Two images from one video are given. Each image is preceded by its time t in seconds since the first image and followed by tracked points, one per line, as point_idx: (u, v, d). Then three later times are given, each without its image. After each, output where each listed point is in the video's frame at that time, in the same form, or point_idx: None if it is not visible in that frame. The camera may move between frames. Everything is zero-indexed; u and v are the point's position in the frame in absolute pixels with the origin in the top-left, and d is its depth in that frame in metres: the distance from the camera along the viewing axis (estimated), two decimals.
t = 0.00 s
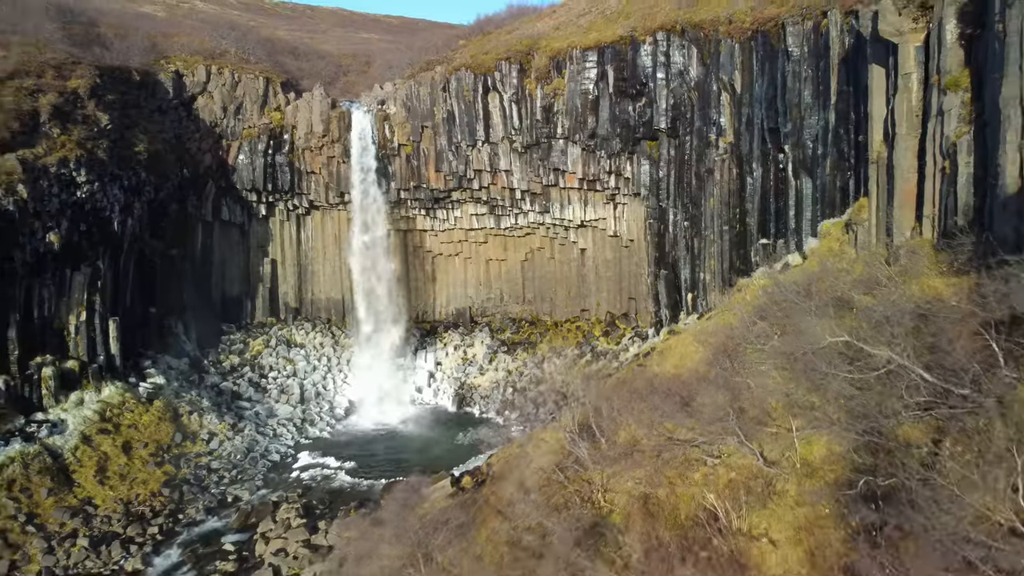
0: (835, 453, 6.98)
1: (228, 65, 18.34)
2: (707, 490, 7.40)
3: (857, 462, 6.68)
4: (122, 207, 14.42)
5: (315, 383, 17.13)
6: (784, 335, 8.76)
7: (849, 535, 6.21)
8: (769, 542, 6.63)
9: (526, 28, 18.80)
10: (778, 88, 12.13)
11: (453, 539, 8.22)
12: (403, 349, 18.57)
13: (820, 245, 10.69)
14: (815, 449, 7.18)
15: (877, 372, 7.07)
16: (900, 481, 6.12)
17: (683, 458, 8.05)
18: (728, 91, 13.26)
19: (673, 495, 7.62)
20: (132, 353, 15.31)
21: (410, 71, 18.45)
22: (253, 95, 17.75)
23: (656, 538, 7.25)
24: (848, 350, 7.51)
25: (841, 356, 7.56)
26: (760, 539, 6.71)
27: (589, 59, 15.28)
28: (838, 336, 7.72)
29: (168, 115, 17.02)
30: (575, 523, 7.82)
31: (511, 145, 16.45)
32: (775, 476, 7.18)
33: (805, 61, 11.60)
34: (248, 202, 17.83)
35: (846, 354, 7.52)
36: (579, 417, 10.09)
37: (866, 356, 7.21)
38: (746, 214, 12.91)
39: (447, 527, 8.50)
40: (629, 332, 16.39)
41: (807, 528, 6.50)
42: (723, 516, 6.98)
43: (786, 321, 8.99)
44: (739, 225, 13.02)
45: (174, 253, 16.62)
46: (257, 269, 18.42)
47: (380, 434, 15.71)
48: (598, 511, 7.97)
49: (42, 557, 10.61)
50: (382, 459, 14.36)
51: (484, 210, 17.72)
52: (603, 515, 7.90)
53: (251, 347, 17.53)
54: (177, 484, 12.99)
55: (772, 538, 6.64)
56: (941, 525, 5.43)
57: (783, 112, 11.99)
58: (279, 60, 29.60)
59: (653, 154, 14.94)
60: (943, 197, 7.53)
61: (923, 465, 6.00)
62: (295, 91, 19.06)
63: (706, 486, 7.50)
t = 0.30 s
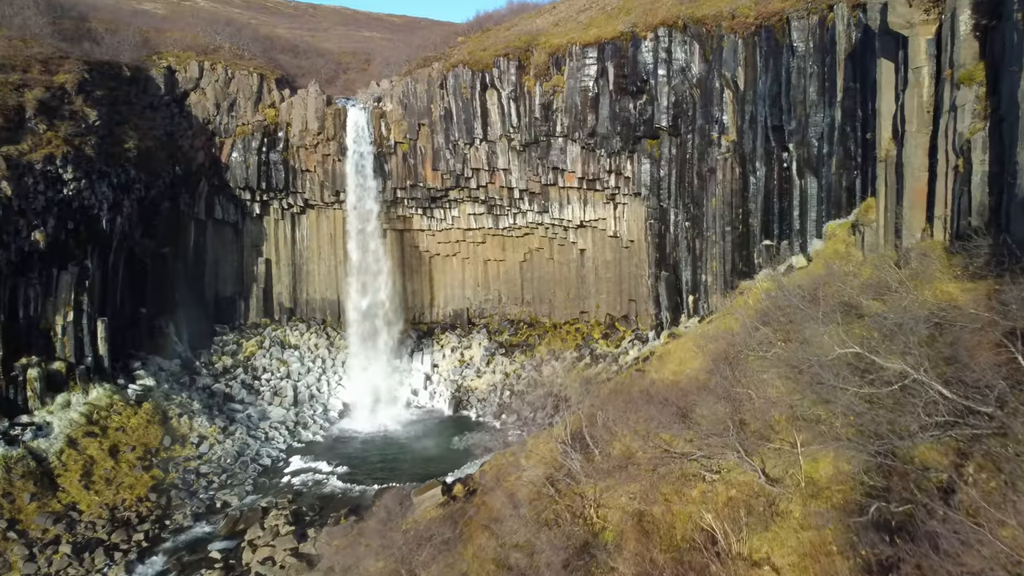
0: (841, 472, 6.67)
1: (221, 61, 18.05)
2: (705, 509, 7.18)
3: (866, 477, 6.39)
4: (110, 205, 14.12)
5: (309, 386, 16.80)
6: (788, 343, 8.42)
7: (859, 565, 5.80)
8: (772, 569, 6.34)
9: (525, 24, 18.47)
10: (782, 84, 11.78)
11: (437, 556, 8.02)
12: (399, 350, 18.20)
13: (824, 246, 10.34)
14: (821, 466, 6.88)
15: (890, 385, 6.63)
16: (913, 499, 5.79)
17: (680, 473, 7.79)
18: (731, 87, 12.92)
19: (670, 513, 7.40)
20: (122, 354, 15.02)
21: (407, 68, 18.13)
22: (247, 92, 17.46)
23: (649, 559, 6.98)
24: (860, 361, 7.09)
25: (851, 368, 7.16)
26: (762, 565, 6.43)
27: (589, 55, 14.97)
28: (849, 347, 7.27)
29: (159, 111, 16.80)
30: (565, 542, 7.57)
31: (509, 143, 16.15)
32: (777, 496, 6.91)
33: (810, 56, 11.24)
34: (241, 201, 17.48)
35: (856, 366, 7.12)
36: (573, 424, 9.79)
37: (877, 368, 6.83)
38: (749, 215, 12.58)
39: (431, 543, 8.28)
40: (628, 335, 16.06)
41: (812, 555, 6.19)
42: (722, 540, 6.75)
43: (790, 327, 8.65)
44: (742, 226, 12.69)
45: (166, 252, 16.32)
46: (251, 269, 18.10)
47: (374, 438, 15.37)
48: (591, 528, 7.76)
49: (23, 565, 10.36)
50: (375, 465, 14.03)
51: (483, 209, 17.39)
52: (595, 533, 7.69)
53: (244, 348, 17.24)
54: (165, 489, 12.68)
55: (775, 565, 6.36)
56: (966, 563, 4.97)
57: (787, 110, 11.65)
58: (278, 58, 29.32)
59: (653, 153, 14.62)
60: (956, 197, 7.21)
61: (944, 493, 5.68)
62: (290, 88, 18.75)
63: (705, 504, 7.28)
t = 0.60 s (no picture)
0: (854, 494, 6.28)
1: (216, 58, 17.79)
2: (707, 533, 6.88)
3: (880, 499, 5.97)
4: (102, 203, 13.83)
5: (305, 389, 16.51)
6: (796, 355, 8.07)
7: None
8: None
9: (527, 20, 18.14)
10: (789, 81, 11.43)
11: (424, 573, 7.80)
12: (397, 352, 17.88)
13: (833, 249, 10.00)
14: (833, 487, 6.51)
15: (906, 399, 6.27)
16: (931, 520, 5.44)
17: (680, 490, 7.47)
18: (736, 84, 12.56)
19: (670, 535, 7.10)
20: (114, 356, 14.75)
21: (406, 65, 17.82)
22: (242, 89, 17.18)
23: None
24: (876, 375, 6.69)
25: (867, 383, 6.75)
26: None
27: (591, 52, 14.67)
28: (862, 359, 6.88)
29: (153, 109, 16.57)
30: (561, 562, 7.35)
31: (509, 142, 15.82)
32: (785, 519, 6.54)
33: (819, 52, 10.88)
34: (237, 200, 17.17)
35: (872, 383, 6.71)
36: (572, 433, 9.47)
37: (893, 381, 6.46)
38: (754, 215, 12.26)
39: (419, 560, 7.99)
40: (630, 338, 15.74)
41: None
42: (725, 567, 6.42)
43: (798, 336, 8.31)
44: (747, 227, 12.37)
45: (160, 252, 16.04)
46: (247, 270, 17.84)
47: (370, 443, 15.07)
48: (586, 549, 7.50)
49: (6, 573, 10.10)
50: (371, 471, 13.72)
51: (483, 209, 17.08)
52: (590, 555, 7.43)
53: (239, 350, 16.97)
54: (155, 494, 12.39)
55: None
56: None
57: (794, 107, 11.30)
58: (279, 56, 29.06)
59: (656, 152, 14.28)
60: (974, 198, 6.89)
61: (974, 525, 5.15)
62: (287, 85, 18.47)
63: (707, 526, 6.97)
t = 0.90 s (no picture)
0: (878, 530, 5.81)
1: (212, 55, 17.45)
2: (714, 566, 6.46)
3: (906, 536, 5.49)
4: (92, 203, 13.49)
5: (301, 393, 16.16)
6: (808, 369, 7.65)
7: None
8: None
9: (529, 17, 17.76)
10: (800, 78, 11.03)
11: None
12: (395, 356, 17.52)
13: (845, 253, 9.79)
14: (854, 521, 6.08)
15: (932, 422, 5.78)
16: (967, 562, 4.92)
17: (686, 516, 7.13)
18: (743, 82, 12.17)
19: (675, 567, 6.69)
20: (105, 359, 14.44)
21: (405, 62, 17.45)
22: (238, 86, 16.85)
23: None
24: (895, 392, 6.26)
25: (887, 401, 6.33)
26: None
27: (594, 49, 14.29)
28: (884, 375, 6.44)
29: (146, 106, 16.28)
30: None
31: (511, 141, 15.45)
32: (802, 554, 6.10)
33: (830, 48, 10.46)
34: (233, 199, 16.80)
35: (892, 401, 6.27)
36: (571, 446, 9.08)
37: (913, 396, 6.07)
38: (762, 217, 11.85)
39: None
40: (634, 343, 15.36)
41: None
42: None
43: (810, 347, 7.90)
44: (755, 229, 11.97)
45: (154, 253, 15.72)
46: (243, 271, 17.49)
47: (367, 449, 14.70)
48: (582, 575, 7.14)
49: None
50: (367, 478, 13.37)
51: (483, 210, 16.71)
52: None
53: (234, 352, 16.63)
54: (143, 502, 12.05)
55: None
56: None
57: (804, 105, 10.89)
58: (280, 55, 28.76)
59: (661, 151, 13.88)
60: (999, 201, 6.65)
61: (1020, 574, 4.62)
62: (284, 83, 18.12)
63: (714, 557, 6.57)
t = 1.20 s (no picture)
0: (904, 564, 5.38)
1: (207, 51, 17.12)
2: None
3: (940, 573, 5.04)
4: (82, 202, 13.17)
5: (297, 396, 15.84)
6: (823, 379, 7.27)
7: None
8: None
9: (531, 12, 17.40)
10: (810, 74, 10.66)
11: None
12: (394, 358, 17.19)
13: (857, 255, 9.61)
14: (879, 553, 5.61)
15: (981, 452, 5.33)
16: None
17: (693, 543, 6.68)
18: (751, 79, 11.80)
19: None
20: (96, 361, 14.12)
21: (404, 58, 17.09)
22: (234, 83, 16.49)
23: None
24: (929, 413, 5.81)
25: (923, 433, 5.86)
26: None
27: (598, 45, 13.97)
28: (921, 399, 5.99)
29: (139, 103, 15.96)
30: None
31: (512, 139, 15.11)
32: None
33: (842, 42, 10.06)
34: (228, 198, 16.46)
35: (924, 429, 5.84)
36: (572, 457, 8.71)
37: (940, 413, 5.69)
38: (771, 218, 11.47)
39: None
40: (638, 346, 14.97)
41: None
42: None
43: (827, 357, 7.51)
44: (763, 230, 11.59)
45: (147, 252, 15.41)
46: (239, 271, 17.09)
47: (363, 454, 14.36)
48: None
49: None
50: (363, 485, 13.02)
51: (483, 210, 16.37)
52: None
53: (230, 354, 16.33)
54: (133, 509, 11.71)
55: None
56: None
57: (814, 102, 10.51)
58: (281, 53, 28.44)
59: (666, 150, 13.53)
60: None
61: None
62: (281, 79, 17.78)
63: None
